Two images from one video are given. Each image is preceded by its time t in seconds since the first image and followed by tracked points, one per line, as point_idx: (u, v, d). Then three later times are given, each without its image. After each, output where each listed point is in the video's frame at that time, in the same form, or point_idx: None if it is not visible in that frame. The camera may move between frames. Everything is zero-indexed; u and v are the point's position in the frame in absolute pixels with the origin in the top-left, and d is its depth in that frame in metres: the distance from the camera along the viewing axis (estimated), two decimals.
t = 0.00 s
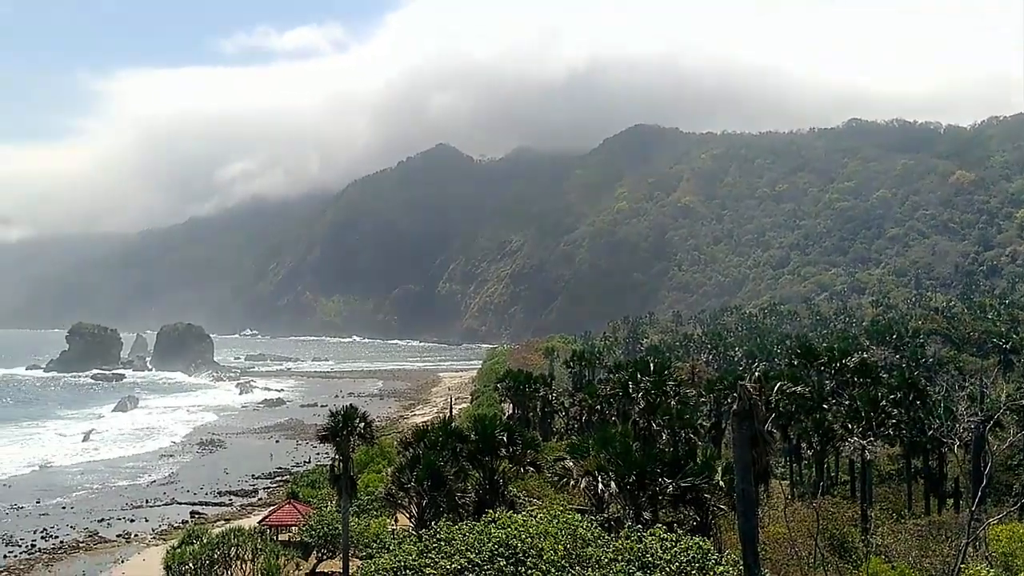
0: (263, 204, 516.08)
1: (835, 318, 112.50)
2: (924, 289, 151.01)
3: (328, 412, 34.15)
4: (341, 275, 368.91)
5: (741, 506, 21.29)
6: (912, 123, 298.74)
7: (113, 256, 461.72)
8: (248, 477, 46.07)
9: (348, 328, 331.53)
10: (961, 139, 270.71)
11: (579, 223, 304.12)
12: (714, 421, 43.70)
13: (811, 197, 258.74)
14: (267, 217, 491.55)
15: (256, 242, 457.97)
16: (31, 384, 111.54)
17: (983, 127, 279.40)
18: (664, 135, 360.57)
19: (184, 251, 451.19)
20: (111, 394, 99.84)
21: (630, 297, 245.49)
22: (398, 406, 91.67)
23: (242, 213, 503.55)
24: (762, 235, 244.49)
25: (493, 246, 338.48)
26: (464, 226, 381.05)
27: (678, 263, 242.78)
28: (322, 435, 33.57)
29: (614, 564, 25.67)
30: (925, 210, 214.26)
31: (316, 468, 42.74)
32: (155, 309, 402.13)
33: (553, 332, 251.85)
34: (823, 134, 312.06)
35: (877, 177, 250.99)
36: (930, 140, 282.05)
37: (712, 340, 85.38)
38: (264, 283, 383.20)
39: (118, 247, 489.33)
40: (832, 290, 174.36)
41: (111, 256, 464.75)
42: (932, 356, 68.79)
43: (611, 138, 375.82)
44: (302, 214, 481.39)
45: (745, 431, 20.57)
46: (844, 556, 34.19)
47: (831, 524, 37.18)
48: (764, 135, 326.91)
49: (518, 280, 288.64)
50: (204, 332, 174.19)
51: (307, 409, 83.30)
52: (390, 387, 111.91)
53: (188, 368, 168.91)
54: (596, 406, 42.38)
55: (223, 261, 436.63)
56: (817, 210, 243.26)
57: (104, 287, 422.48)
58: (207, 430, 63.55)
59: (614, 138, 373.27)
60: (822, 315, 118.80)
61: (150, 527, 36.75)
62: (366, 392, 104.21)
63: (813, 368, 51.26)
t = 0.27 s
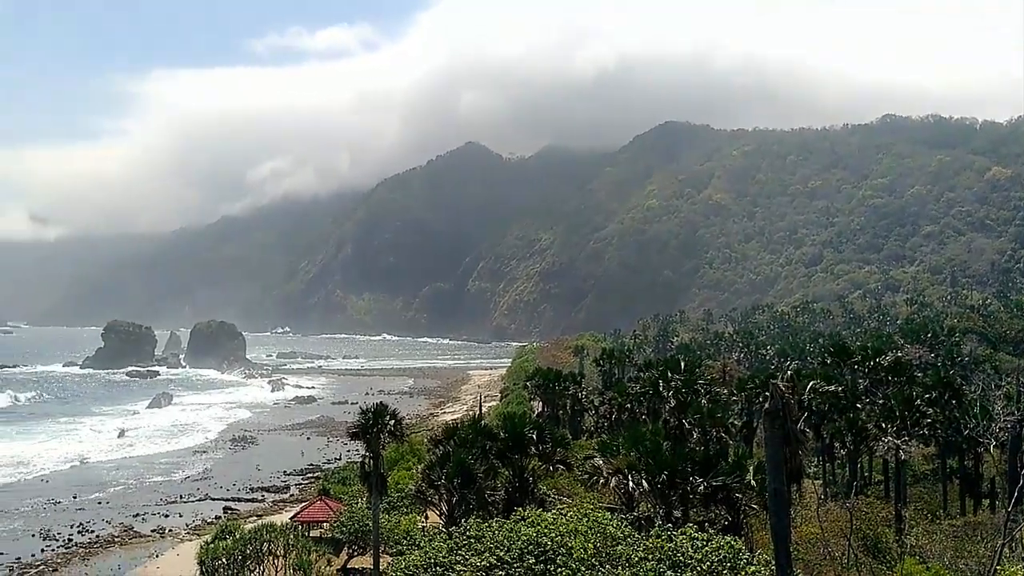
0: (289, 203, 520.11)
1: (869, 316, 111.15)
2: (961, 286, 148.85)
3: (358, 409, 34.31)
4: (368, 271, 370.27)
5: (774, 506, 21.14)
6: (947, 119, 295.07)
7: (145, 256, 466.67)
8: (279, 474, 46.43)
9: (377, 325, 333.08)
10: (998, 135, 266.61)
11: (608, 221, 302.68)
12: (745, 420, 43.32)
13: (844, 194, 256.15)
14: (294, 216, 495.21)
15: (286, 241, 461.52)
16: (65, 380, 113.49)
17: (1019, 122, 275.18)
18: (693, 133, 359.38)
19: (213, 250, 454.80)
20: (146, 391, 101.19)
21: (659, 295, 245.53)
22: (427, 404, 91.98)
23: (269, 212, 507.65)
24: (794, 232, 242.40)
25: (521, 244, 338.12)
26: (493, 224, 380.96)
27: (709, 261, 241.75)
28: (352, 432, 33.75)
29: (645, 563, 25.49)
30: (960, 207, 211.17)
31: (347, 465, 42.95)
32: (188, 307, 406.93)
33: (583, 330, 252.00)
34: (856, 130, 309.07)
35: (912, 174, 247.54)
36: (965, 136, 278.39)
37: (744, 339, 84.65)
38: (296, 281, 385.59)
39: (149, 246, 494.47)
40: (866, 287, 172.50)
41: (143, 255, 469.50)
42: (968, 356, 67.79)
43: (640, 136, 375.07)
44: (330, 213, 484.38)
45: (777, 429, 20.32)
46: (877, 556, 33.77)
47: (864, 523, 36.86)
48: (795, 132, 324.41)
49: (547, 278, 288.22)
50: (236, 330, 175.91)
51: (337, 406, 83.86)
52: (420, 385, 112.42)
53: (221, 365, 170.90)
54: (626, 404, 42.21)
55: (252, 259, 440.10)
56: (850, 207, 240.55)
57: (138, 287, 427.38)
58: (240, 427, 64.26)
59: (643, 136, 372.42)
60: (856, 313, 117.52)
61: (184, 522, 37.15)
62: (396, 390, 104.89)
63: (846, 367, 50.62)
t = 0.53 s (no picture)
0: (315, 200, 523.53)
1: (904, 314, 109.76)
2: (1001, 283, 146.51)
3: (389, 406, 34.50)
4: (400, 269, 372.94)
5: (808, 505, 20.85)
6: (984, 114, 290.71)
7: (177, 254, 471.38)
8: (312, 469, 46.89)
9: (408, 321, 333.16)
10: None
11: (638, 218, 301.15)
12: (778, 418, 42.94)
13: (879, 190, 253.06)
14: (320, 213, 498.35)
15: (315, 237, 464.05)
16: (100, 376, 115.43)
17: None
18: (724, 129, 357.22)
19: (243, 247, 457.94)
20: (182, 387, 102.68)
21: (690, 294, 246.09)
22: (457, 401, 92.25)
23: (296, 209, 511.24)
24: (828, 228, 239.99)
25: (550, 241, 337.67)
26: (524, 222, 380.44)
27: (741, 258, 240.24)
28: (383, 429, 33.96)
29: (676, 561, 25.30)
30: (999, 203, 207.71)
31: (379, 461, 43.18)
32: (222, 305, 413.29)
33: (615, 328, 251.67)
34: (891, 125, 305.34)
35: (949, 169, 243.62)
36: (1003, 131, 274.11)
37: (776, 336, 83.81)
38: (330, 277, 388.54)
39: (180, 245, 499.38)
40: (902, 284, 170.38)
41: (175, 254, 474.05)
42: (1006, 354, 66.81)
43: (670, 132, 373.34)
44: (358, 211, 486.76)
45: (812, 429, 20.03)
46: (913, 556, 33.33)
47: (899, 523, 36.42)
48: (828, 127, 321.08)
49: (577, 275, 287.54)
50: (269, 327, 177.52)
51: (367, 403, 84.39)
52: (450, 382, 112.93)
53: (254, 361, 172.83)
54: (657, 401, 42.01)
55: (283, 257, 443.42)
56: (886, 202, 237.41)
57: (172, 286, 432.12)
58: (273, 423, 64.99)
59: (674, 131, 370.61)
60: (892, 310, 116.20)
61: (218, 517, 37.63)
62: (426, 387, 105.45)
63: (882, 366, 49.99)
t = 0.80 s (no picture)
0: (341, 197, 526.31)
1: (943, 310, 108.38)
2: None
3: (422, 402, 34.64)
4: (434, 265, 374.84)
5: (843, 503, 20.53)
6: None
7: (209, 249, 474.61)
8: (345, 465, 47.25)
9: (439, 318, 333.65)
10: None
11: (671, 214, 299.38)
12: (815, 416, 42.46)
13: (917, 185, 249.51)
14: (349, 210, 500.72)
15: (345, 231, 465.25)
16: (136, 371, 117.05)
17: None
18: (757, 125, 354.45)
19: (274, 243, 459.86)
20: (217, 382, 103.81)
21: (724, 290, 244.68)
22: (490, 397, 92.58)
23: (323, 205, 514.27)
24: (864, 224, 237.18)
25: (581, 238, 337.27)
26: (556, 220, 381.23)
27: (775, 255, 238.33)
28: (415, 425, 34.08)
29: (709, 558, 25.00)
30: None
31: (412, 457, 43.39)
32: (257, 304, 419.59)
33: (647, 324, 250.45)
34: (929, 120, 300.83)
35: (988, 164, 239.37)
36: None
37: (812, 332, 83.12)
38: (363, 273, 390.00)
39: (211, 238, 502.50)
40: (941, 280, 168.04)
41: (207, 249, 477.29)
42: None
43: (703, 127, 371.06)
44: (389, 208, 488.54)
45: (850, 427, 19.76)
46: (950, 555, 32.82)
47: (936, 523, 35.90)
48: (864, 122, 317.16)
49: (609, 272, 286.49)
50: (302, 323, 178.68)
51: (399, 399, 84.90)
52: (482, 378, 113.25)
53: (288, 357, 173.86)
54: (691, 399, 41.78)
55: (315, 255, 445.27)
56: (923, 198, 234.02)
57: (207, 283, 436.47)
58: (306, 419, 65.62)
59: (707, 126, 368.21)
60: (930, 307, 114.63)
61: (253, 511, 38.02)
62: (457, 383, 105.91)
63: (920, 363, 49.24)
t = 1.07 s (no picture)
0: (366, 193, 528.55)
1: (984, 306, 106.81)
2: None
3: (455, 398, 34.75)
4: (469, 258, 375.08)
5: (881, 499, 20.22)
6: None
7: (242, 247, 477.20)
8: (379, 460, 47.42)
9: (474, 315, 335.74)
10: None
11: (706, 208, 296.50)
12: (851, 414, 41.96)
13: (956, 179, 245.70)
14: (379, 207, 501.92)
15: (377, 225, 465.88)
16: (173, 367, 118.50)
17: None
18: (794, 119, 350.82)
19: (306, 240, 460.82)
20: (253, 378, 104.65)
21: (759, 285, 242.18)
22: (523, 393, 92.70)
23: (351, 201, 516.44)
24: (903, 219, 234.06)
25: (614, 234, 336.09)
26: (589, 217, 379.06)
27: (811, 250, 236.93)
28: (449, 421, 34.22)
29: (743, 556, 24.59)
30: None
31: (446, 453, 43.39)
32: (291, 298, 420.89)
33: (680, 320, 248.62)
34: (968, 114, 296.01)
35: None
36: None
37: (848, 330, 82.44)
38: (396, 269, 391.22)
39: (243, 237, 505.15)
40: (982, 275, 165.45)
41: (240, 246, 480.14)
42: None
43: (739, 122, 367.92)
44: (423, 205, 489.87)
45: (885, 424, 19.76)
46: (990, 555, 32.33)
47: (976, 522, 35.41)
48: (902, 116, 312.80)
49: (642, 268, 284.75)
50: (337, 319, 179.43)
51: (431, 395, 85.27)
52: (516, 375, 113.45)
53: (323, 353, 174.51)
54: (725, 396, 41.57)
55: (348, 252, 445.79)
56: (963, 192, 230.37)
57: (243, 278, 438.78)
58: (340, 414, 66.11)
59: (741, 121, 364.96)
60: (969, 303, 112.95)
61: (289, 505, 38.39)
62: (490, 379, 106.17)
63: (960, 361, 48.46)
